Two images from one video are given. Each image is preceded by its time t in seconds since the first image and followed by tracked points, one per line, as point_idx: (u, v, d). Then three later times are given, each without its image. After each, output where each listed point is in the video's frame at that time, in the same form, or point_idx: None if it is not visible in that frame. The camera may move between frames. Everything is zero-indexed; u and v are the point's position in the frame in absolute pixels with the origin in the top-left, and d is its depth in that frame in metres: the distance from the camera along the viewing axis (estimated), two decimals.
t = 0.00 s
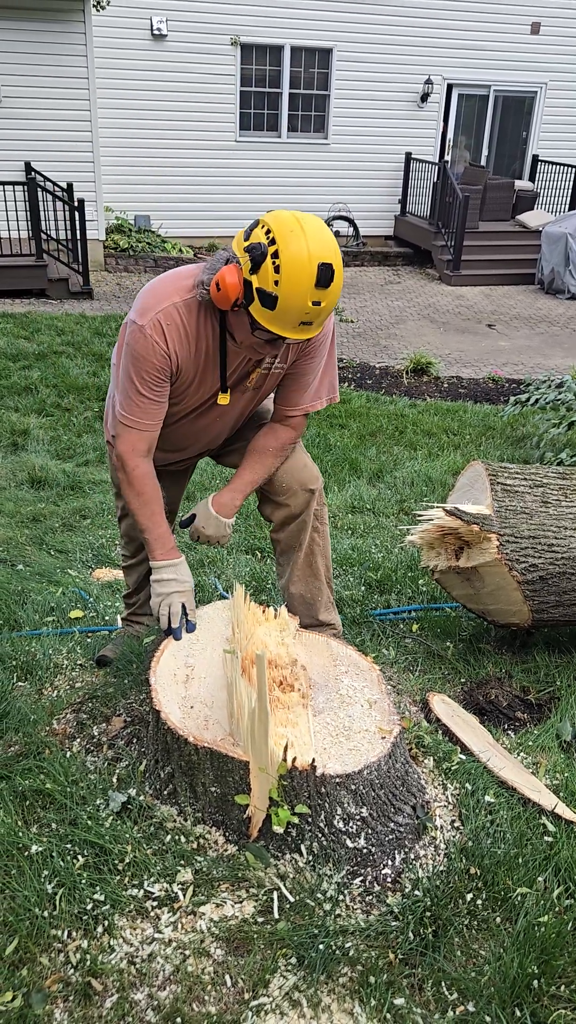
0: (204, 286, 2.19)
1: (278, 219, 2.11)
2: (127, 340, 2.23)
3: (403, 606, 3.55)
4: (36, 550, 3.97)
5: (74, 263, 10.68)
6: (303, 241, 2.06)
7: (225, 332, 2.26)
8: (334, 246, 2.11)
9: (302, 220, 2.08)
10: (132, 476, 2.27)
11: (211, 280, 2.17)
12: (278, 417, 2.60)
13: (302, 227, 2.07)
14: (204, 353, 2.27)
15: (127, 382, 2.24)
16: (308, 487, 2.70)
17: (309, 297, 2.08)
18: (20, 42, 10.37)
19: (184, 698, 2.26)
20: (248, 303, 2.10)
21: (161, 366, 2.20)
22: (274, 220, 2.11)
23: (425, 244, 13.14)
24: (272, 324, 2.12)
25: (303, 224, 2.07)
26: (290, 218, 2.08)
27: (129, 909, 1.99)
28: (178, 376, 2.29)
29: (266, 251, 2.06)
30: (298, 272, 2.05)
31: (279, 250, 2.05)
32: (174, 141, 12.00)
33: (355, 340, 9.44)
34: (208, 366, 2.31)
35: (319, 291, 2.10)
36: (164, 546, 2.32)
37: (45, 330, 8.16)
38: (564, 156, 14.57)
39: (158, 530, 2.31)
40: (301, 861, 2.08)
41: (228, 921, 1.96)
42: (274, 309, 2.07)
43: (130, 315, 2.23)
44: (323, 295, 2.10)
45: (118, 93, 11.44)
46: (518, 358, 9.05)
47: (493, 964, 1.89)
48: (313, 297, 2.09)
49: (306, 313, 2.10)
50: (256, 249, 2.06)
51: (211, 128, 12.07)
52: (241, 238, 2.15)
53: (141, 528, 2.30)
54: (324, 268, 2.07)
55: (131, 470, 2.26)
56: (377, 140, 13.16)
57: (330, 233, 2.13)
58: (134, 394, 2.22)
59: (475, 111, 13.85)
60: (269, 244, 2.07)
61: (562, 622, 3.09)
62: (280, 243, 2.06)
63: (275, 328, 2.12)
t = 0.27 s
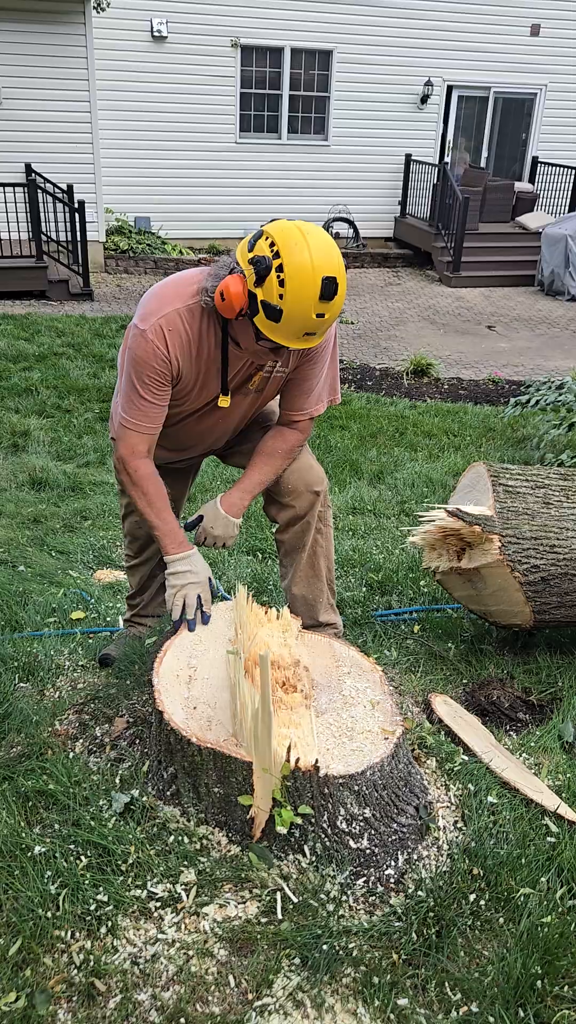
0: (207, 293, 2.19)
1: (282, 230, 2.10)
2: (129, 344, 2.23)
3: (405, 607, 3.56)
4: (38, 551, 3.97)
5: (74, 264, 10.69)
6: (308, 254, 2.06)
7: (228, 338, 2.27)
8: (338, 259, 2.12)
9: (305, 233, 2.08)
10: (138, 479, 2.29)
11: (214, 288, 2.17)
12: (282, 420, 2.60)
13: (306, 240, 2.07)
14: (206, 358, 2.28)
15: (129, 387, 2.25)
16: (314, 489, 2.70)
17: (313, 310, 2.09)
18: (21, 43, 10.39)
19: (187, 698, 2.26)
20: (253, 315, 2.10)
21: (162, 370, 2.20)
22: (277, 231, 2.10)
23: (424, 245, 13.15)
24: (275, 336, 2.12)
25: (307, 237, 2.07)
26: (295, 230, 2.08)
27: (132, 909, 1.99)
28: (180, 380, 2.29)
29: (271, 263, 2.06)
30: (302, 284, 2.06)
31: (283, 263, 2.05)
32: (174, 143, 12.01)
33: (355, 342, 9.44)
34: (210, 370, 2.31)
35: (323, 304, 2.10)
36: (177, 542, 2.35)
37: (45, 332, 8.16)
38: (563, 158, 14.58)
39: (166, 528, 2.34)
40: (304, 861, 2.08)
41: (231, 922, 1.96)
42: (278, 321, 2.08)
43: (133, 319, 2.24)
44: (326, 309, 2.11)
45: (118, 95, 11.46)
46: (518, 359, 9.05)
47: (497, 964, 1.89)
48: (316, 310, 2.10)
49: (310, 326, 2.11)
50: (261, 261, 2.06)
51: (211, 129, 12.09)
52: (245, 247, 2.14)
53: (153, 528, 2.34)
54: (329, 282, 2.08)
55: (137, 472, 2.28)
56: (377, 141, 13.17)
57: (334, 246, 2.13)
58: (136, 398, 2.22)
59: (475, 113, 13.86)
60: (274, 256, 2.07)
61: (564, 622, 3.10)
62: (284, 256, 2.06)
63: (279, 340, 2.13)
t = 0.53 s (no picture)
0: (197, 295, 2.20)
1: (266, 235, 2.10)
2: (126, 345, 2.26)
3: (405, 608, 3.56)
4: (38, 551, 3.98)
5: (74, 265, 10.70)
6: (290, 259, 2.06)
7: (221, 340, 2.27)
8: (322, 263, 2.10)
9: (288, 237, 2.07)
10: (156, 479, 2.33)
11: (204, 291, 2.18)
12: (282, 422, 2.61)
13: (287, 245, 2.06)
14: (202, 359, 2.28)
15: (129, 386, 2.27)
16: (313, 492, 2.71)
17: (298, 314, 2.08)
18: (20, 44, 10.39)
19: (189, 698, 2.27)
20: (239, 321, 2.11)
21: (159, 372, 2.22)
22: (261, 237, 2.10)
23: (424, 246, 13.16)
24: (262, 342, 2.13)
25: (289, 241, 2.06)
26: (278, 235, 2.07)
27: (134, 909, 2.00)
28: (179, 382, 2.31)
29: (254, 270, 2.06)
30: (285, 289, 2.05)
31: (266, 270, 2.06)
32: (173, 144, 12.03)
33: (355, 343, 9.45)
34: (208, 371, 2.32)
35: (308, 308, 2.09)
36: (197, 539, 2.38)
37: (45, 332, 8.16)
38: (563, 159, 14.59)
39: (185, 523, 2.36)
40: (306, 861, 2.08)
41: (234, 921, 1.97)
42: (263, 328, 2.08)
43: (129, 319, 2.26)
44: (311, 313, 2.10)
45: (117, 96, 11.46)
46: (518, 360, 9.06)
47: (499, 964, 1.89)
48: (301, 315, 2.09)
49: (295, 331, 2.11)
50: (244, 268, 2.06)
51: (210, 130, 12.10)
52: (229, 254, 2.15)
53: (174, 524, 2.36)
54: (312, 286, 2.07)
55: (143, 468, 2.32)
56: (377, 142, 13.18)
57: (318, 248, 2.11)
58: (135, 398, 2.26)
59: (475, 114, 13.87)
60: (256, 263, 2.07)
61: (564, 623, 3.10)
62: (267, 262, 2.06)
63: (265, 345, 2.13)
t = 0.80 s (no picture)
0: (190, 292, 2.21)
1: (253, 230, 2.10)
2: (121, 342, 2.26)
3: (406, 608, 3.56)
4: (38, 552, 3.98)
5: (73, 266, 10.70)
6: (277, 252, 2.05)
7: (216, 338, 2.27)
8: (310, 254, 2.09)
9: (274, 230, 2.07)
10: (156, 477, 2.34)
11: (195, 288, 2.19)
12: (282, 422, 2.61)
13: (272, 238, 2.06)
14: (198, 357, 2.29)
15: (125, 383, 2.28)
16: (315, 492, 2.71)
17: (285, 306, 2.07)
18: (20, 45, 10.40)
19: (189, 698, 2.27)
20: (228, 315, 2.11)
21: (156, 369, 2.22)
22: (248, 232, 2.10)
23: (423, 246, 13.17)
24: (252, 335, 2.12)
25: (275, 234, 2.06)
26: (264, 229, 2.08)
27: (136, 909, 2.00)
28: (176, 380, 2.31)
29: (240, 263, 2.07)
30: (273, 281, 2.05)
31: (253, 263, 2.05)
32: (173, 145, 12.04)
33: (354, 343, 9.45)
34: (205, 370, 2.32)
35: (296, 299, 2.08)
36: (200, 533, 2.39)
37: (45, 333, 8.16)
38: (562, 159, 14.60)
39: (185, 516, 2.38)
40: (307, 861, 2.08)
41: (235, 921, 1.97)
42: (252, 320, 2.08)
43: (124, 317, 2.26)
44: (300, 303, 2.09)
45: (117, 97, 11.47)
46: (517, 360, 9.07)
47: (500, 963, 1.89)
48: (290, 306, 2.08)
49: (286, 322, 2.10)
50: (231, 262, 2.07)
51: (210, 131, 12.10)
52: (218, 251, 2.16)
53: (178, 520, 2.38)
54: (299, 276, 2.06)
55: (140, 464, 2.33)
56: (376, 143, 13.19)
57: (306, 240, 2.11)
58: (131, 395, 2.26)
59: (474, 115, 13.89)
60: (243, 257, 2.08)
61: (565, 622, 3.10)
62: (254, 256, 2.06)
63: (256, 338, 2.13)
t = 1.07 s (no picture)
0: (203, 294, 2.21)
1: (275, 234, 2.11)
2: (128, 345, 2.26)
3: (406, 609, 3.56)
4: (39, 553, 3.98)
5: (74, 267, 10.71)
6: (302, 256, 2.07)
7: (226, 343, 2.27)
8: (332, 261, 2.11)
9: (298, 235, 2.08)
10: (149, 477, 2.34)
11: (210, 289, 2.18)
12: (283, 425, 2.61)
13: (297, 241, 2.07)
14: (206, 360, 2.29)
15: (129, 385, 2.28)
16: (314, 494, 2.72)
17: (305, 311, 2.08)
18: (20, 47, 10.42)
19: (191, 698, 2.27)
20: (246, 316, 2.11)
21: (161, 373, 2.22)
22: (271, 235, 2.11)
23: (423, 247, 13.18)
24: (269, 338, 2.12)
25: (299, 239, 2.08)
26: (288, 232, 2.09)
27: (138, 909, 2.00)
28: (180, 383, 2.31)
29: (263, 265, 2.07)
30: (295, 285, 2.06)
31: (276, 265, 2.06)
32: (173, 146, 12.05)
33: (355, 344, 9.47)
34: (209, 374, 2.32)
35: (316, 305, 2.09)
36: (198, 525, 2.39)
37: (45, 334, 8.17)
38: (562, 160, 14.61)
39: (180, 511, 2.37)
40: (308, 861, 2.08)
41: (237, 921, 1.97)
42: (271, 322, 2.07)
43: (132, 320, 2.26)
44: (319, 309, 2.10)
45: (117, 99, 11.49)
46: (517, 361, 9.08)
47: (502, 963, 1.89)
48: (309, 311, 2.09)
49: (304, 327, 2.11)
50: (254, 263, 2.07)
51: (209, 132, 12.11)
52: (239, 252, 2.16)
53: (174, 515, 2.35)
54: (321, 281, 2.07)
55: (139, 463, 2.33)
56: (376, 144, 13.20)
57: (328, 247, 2.13)
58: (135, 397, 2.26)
59: (474, 116, 13.89)
60: (266, 258, 2.08)
61: (565, 623, 3.10)
62: (277, 258, 2.07)
63: (272, 341, 2.12)
